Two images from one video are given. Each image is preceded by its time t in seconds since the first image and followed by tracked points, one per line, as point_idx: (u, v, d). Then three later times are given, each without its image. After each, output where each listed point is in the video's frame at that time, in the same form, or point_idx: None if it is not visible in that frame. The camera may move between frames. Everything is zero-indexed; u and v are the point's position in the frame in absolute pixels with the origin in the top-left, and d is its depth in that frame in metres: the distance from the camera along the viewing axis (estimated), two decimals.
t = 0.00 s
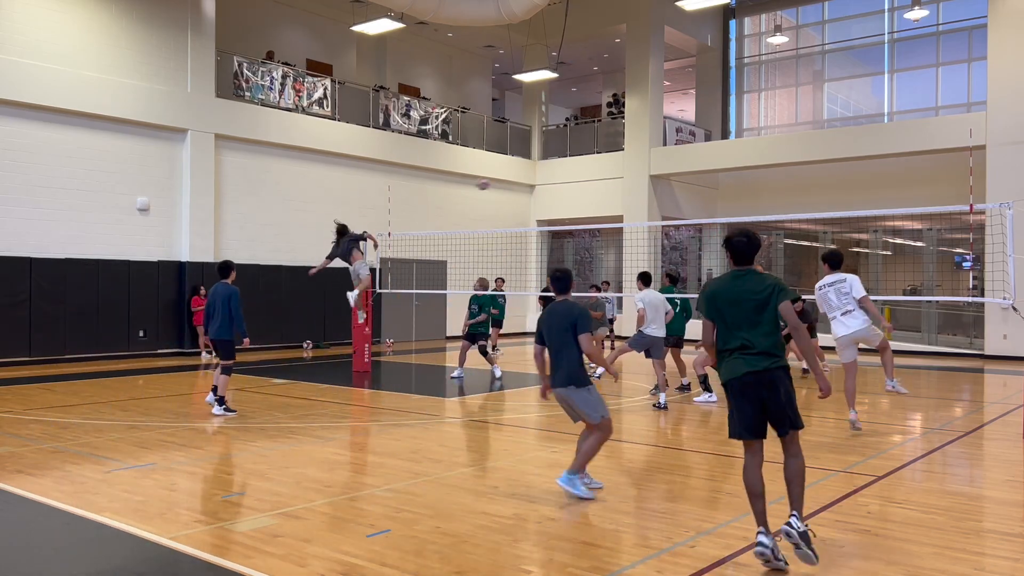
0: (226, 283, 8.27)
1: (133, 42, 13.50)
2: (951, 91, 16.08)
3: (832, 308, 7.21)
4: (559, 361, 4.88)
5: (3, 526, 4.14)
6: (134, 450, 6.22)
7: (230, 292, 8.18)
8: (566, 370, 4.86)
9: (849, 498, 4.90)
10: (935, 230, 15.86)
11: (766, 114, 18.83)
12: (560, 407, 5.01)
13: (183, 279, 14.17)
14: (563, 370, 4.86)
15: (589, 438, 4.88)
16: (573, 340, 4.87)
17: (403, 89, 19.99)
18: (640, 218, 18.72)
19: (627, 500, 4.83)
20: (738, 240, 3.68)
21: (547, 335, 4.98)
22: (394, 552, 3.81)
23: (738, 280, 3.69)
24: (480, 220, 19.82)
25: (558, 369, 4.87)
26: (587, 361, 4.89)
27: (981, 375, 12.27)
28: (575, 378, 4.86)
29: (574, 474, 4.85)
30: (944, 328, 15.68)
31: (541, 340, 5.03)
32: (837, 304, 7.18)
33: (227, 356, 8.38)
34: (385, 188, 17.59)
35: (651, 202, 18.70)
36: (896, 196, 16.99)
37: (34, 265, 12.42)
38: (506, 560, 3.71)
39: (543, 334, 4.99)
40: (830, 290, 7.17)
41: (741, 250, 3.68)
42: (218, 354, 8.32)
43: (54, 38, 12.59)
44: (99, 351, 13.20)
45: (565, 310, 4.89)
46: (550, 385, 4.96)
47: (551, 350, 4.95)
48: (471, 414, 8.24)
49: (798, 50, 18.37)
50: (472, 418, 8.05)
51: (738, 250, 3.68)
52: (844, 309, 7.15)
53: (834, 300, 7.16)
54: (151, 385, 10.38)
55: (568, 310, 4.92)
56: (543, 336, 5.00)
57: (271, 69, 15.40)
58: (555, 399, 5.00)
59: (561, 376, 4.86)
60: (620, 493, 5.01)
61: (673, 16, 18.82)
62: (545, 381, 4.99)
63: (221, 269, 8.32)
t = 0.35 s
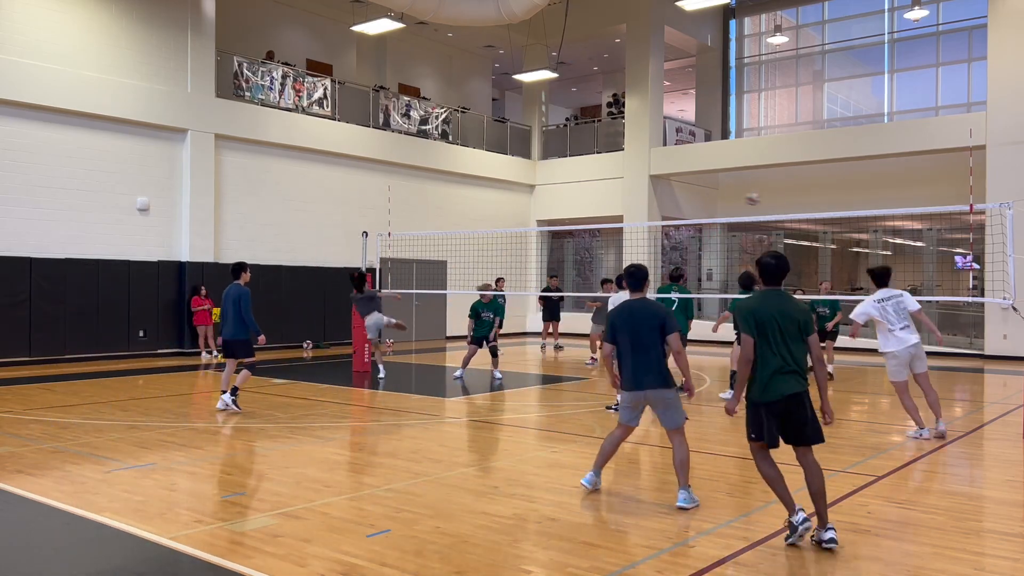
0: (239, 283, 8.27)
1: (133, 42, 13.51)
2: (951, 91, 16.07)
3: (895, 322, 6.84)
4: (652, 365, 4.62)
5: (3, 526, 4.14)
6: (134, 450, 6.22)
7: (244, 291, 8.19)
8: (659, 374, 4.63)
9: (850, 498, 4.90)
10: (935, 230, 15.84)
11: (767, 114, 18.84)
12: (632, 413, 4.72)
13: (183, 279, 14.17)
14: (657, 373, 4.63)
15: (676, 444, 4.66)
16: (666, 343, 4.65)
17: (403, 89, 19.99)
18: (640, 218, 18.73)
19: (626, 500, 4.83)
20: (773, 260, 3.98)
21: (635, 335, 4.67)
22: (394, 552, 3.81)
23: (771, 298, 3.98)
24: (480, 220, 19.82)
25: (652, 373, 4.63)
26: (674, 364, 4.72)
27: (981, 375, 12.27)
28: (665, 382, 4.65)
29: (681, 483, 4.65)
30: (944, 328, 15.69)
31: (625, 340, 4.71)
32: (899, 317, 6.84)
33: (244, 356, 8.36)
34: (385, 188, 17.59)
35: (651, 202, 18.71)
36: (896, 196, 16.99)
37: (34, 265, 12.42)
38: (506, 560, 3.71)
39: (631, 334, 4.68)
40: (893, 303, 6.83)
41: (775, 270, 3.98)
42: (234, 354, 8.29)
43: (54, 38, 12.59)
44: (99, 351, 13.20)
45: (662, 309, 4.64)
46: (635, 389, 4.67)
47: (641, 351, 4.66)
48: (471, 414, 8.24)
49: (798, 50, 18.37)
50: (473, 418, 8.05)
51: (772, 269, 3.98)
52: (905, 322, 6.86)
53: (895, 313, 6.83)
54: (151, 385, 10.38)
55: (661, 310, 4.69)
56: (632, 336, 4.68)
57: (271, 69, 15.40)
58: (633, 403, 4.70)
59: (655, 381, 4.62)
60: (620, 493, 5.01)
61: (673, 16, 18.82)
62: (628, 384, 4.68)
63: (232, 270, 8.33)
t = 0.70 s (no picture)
0: (257, 285, 8.29)
1: (133, 42, 13.50)
2: (951, 91, 16.07)
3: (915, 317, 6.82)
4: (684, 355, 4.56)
5: (2, 526, 4.14)
6: (134, 450, 6.22)
7: (259, 292, 8.21)
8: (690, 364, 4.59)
9: (850, 498, 4.90)
10: (935, 230, 15.84)
11: (766, 114, 18.84)
12: (655, 405, 4.66)
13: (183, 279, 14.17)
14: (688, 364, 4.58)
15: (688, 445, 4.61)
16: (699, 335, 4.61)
17: (403, 89, 19.99)
18: (640, 218, 18.74)
19: (626, 500, 4.82)
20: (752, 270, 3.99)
21: (670, 323, 4.63)
22: (394, 551, 3.81)
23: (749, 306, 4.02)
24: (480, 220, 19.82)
25: (682, 363, 4.59)
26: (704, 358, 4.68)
27: (981, 375, 12.27)
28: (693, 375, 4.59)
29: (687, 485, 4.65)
30: (944, 328, 15.68)
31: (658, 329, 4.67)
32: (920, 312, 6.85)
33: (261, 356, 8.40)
34: (385, 188, 17.59)
35: (651, 202, 18.71)
36: (896, 196, 16.99)
37: (34, 265, 12.42)
38: (506, 560, 3.71)
39: (665, 322, 4.64)
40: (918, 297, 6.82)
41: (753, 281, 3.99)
42: (251, 353, 8.36)
43: (54, 38, 12.59)
44: (99, 351, 13.21)
45: (702, 300, 4.60)
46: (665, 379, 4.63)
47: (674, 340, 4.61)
48: (471, 414, 8.24)
49: (798, 50, 18.36)
50: (472, 418, 8.05)
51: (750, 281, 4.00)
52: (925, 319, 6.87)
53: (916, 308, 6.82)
54: (151, 385, 10.37)
55: (699, 302, 4.66)
56: (665, 324, 4.64)
57: (271, 69, 15.40)
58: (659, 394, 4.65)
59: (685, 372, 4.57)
60: (619, 493, 5.01)
61: (673, 16, 18.82)
62: (658, 374, 4.64)
63: (253, 270, 8.32)
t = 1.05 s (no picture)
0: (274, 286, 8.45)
1: (132, 42, 13.50)
2: (951, 91, 16.07)
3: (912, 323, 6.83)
4: (693, 354, 4.52)
5: (2, 526, 4.14)
6: (134, 450, 6.22)
7: (272, 293, 8.35)
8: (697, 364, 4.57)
9: (851, 498, 4.90)
10: (935, 230, 15.84)
11: (766, 114, 18.84)
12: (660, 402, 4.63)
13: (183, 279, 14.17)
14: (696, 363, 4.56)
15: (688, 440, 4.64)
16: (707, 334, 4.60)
17: (402, 89, 19.98)
18: (640, 218, 18.74)
19: (627, 500, 4.82)
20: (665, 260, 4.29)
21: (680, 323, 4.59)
22: (394, 551, 3.81)
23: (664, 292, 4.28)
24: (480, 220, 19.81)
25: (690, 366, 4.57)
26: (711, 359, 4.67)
27: (981, 375, 12.27)
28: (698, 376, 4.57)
29: (686, 484, 4.66)
30: (944, 328, 15.67)
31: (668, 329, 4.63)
32: (918, 317, 6.85)
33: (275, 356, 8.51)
34: (385, 188, 17.59)
35: (651, 202, 18.72)
36: (896, 196, 16.99)
37: (34, 265, 12.41)
38: (506, 560, 3.71)
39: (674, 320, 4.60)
40: (917, 301, 6.82)
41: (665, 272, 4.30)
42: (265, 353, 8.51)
43: (54, 38, 12.59)
44: (99, 351, 13.20)
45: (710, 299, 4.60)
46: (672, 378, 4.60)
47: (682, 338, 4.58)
48: (471, 414, 8.24)
49: (798, 50, 18.37)
50: (472, 418, 8.05)
51: (665, 269, 4.30)
52: (924, 323, 6.88)
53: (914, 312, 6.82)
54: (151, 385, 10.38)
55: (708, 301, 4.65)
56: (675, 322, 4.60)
57: (271, 69, 15.40)
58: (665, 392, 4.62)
59: (693, 371, 4.53)
60: (619, 493, 5.01)
61: (673, 16, 18.81)
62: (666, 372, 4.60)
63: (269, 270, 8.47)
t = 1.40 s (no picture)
0: (282, 286, 8.47)
1: (133, 42, 13.51)
2: (951, 91, 16.07)
3: (877, 323, 6.97)
4: (681, 355, 4.57)
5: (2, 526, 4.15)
6: (134, 450, 6.22)
7: (282, 292, 8.37)
8: (695, 366, 4.60)
9: (850, 498, 4.90)
10: (935, 230, 15.84)
11: (766, 114, 18.85)
12: (656, 404, 4.62)
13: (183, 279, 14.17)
14: (693, 366, 4.59)
15: (687, 442, 4.63)
16: (702, 335, 4.64)
17: (403, 89, 19.98)
18: (640, 218, 18.75)
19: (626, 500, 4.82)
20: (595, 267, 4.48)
21: (673, 324, 4.60)
22: (394, 551, 3.81)
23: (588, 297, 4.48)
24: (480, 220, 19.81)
25: (683, 367, 4.57)
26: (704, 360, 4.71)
27: (980, 375, 12.28)
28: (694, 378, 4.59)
29: (685, 484, 4.65)
30: (944, 328, 15.66)
31: (660, 329, 4.63)
32: (887, 317, 6.93)
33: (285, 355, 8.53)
34: (385, 188, 17.59)
35: (651, 203, 18.72)
36: (895, 196, 17.00)
37: (34, 265, 12.41)
38: (506, 560, 3.71)
39: (671, 322, 4.60)
40: (888, 302, 6.91)
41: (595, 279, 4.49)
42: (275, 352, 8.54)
43: (54, 38, 12.59)
44: (99, 351, 13.21)
45: (701, 299, 4.63)
46: (671, 379, 4.58)
47: (679, 339, 4.59)
48: (470, 414, 8.23)
49: (798, 50, 18.37)
50: (472, 418, 8.05)
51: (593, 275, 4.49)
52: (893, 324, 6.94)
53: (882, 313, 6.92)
54: (151, 385, 10.38)
55: (701, 302, 4.67)
56: (672, 324, 4.60)
57: (271, 69, 15.40)
58: (662, 394, 4.60)
59: (684, 372, 4.56)
60: (620, 493, 5.00)
61: (673, 16, 18.81)
62: (665, 373, 4.57)
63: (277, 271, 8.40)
